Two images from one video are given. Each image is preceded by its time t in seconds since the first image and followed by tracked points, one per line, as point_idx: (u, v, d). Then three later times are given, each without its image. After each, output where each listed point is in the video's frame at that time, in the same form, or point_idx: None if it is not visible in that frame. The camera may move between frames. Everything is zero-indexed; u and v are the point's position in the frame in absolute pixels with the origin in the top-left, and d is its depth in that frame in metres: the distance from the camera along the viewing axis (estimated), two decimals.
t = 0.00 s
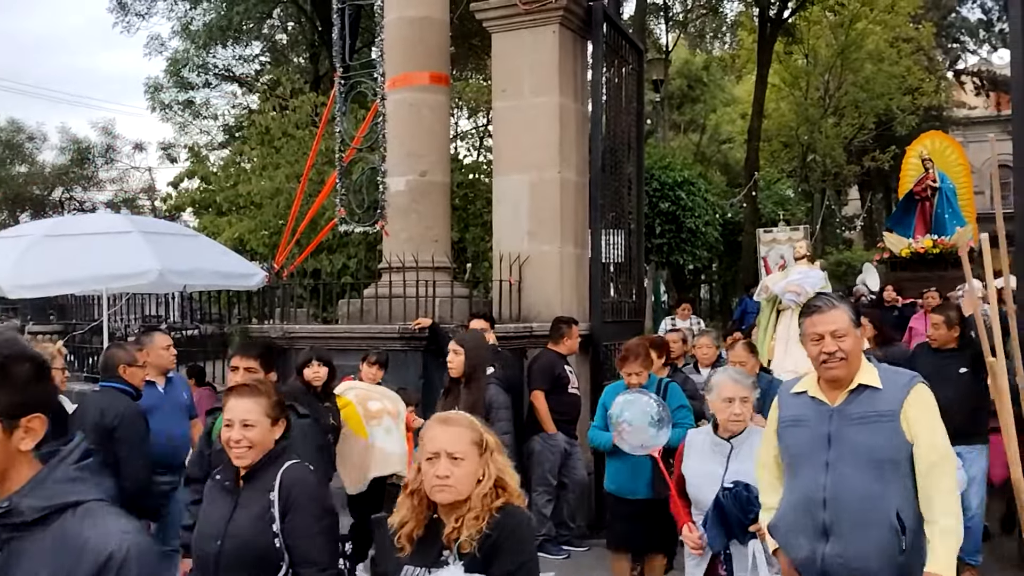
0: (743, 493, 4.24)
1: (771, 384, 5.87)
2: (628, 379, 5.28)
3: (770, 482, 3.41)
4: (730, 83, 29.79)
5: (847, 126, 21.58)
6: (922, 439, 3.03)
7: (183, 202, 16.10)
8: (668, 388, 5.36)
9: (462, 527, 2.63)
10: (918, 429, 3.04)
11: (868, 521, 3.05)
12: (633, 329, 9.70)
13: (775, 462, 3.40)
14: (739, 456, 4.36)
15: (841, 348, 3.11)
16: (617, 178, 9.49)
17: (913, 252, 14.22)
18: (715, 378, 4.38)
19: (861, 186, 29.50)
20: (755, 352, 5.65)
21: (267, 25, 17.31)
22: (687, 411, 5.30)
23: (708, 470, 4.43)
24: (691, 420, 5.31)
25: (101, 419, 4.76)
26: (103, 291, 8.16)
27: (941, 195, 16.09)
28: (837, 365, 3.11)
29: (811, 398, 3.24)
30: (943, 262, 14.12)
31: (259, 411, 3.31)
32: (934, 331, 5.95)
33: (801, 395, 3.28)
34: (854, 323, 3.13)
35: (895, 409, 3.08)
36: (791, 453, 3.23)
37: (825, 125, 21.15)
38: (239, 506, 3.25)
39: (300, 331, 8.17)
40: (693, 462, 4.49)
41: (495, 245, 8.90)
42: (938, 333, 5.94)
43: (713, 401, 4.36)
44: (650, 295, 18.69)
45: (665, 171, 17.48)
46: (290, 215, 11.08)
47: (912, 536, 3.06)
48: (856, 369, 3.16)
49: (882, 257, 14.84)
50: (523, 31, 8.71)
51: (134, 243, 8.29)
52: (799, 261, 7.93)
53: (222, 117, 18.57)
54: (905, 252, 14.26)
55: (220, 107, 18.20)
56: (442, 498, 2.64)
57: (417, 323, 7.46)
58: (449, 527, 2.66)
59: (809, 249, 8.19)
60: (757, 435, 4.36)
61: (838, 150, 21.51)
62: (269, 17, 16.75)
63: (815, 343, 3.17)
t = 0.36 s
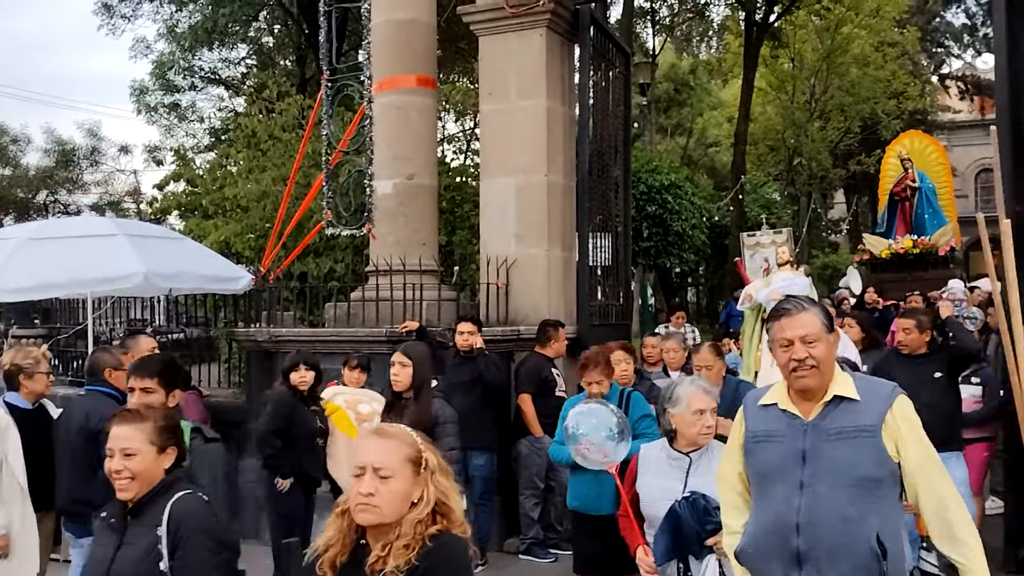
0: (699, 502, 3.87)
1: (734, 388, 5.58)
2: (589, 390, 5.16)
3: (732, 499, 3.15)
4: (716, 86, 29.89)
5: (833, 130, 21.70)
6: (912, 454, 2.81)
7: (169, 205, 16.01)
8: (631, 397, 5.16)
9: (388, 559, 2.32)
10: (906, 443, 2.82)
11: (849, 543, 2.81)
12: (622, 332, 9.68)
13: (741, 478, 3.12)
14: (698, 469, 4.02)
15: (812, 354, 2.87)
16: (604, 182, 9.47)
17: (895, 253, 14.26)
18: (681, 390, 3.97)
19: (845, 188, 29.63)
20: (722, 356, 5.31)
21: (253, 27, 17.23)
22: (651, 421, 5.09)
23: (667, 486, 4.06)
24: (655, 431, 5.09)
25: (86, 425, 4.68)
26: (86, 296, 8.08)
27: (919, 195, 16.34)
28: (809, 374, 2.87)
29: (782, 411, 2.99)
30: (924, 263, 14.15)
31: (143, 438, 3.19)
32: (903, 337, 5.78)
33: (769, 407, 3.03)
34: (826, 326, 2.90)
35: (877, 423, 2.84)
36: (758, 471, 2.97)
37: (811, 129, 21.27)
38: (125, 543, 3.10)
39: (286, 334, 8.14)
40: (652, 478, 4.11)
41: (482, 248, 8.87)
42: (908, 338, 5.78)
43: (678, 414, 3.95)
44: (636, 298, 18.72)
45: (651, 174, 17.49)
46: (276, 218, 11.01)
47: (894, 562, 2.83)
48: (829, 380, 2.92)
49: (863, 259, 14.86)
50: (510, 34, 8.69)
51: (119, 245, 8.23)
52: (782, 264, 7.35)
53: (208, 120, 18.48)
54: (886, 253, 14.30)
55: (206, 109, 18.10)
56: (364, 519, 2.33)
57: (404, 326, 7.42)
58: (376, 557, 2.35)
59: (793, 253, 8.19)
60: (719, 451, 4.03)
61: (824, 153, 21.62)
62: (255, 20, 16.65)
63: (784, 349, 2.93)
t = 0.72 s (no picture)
0: (654, 518, 3.42)
1: (718, 402, 5.15)
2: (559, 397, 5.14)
3: (728, 504, 3.15)
4: (704, 92, 29.97)
5: (820, 136, 21.83)
6: (907, 484, 2.71)
7: (156, 211, 15.93)
8: (606, 404, 5.15)
9: None
10: (900, 467, 2.73)
11: (829, 566, 2.78)
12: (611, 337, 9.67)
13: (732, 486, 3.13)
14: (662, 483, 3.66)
15: (785, 365, 2.84)
16: (593, 187, 9.47)
17: (881, 258, 14.30)
18: (649, 394, 3.74)
19: (832, 194, 29.74)
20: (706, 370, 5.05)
21: (241, 32, 17.18)
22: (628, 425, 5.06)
23: (629, 498, 3.74)
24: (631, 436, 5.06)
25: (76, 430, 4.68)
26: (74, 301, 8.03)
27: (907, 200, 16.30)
28: (778, 386, 2.87)
29: (777, 418, 2.98)
30: (910, 268, 14.16)
31: (18, 473, 2.85)
32: (888, 346, 5.81)
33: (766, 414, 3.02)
34: (800, 334, 2.83)
35: (872, 444, 2.77)
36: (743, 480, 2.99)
37: (799, 134, 21.36)
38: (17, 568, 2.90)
39: (275, 339, 8.12)
40: (612, 486, 3.81)
41: (471, 253, 8.86)
42: (893, 347, 5.81)
43: (641, 418, 3.71)
44: (625, 303, 18.72)
45: (640, 180, 17.50)
46: (264, 223, 10.97)
47: None
48: (808, 392, 2.86)
49: (847, 264, 14.91)
50: (499, 40, 8.69)
51: (106, 250, 8.18)
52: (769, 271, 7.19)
53: (196, 125, 18.42)
54: (871, 258, 14.31)
55: (194, 114, 18.03)
56: (249, 571, 2.04)
57: (392, 331, 7.40)
58: None
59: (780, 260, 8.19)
60: (685, 464, 3.67)
61: (812, 159, 21.71)
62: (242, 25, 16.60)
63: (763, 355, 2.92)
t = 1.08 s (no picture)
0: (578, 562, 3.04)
1: (693, 415, 4.51)
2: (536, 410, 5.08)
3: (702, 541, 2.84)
4: (692, 100, 30.00)
5: (807, 143, 21.88)
6: (826, 510, 2.31)
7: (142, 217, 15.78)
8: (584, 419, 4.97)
9: None
10: (825, 495, 2.33)
11: None
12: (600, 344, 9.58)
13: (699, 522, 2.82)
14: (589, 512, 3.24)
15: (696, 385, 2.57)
16: (581, 194, 9.39)
17: (865, 263, 14.25)
18: (564, 416, 3.39)
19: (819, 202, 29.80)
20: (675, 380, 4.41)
21: (229, 38, 17.08)
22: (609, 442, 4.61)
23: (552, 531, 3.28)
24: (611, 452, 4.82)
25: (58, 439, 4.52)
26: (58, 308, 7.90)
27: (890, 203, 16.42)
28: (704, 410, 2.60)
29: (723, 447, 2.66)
30: (894, 274, 14.14)
31: None
32: (886, 353, 5.58)
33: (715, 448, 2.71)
34: (716, 352, 2.55)
35: (792, 469, 2.40)
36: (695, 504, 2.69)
37: (786, 142, 21.40)
38: None
39: (260, 346, 8.00)
40: (532, 519, 3.36)
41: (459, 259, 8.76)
42: (890, 353, 5.58)
43: (558, 442, 3.34)
44: (614, 310, 18.64)
45: (628, 187, 17.47)
46: (251, 230, 10.85)
47: None
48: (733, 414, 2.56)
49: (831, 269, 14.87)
50: (487, 46, 8.61)
51: (91, 257, 8.05)
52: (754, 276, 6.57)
53: (183, 131, 18.28)
54: (855, 263, 14.26)
55: (181, 121, 17.91)
56: None
57: (379, 338, 7.30)
58: None
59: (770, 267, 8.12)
60: (608, 489, 3.27)
61: (799, 166, 21.74)
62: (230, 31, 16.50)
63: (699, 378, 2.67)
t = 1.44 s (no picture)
0: None
1: (664, 427, 4.43)
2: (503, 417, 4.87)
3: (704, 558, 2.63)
4: (682, 106, 30.02)
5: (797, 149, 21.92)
6: (741, 538, 2.08)
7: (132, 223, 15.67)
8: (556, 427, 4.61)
9: None
10: (740, 516, 2.08)
11: None
12: (591, 351, 9.53)
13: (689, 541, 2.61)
14: (531, 540, 3.03)
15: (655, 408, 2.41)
16: (572, 200, 9.34)
17: (847, 270, 14.09)
18: (508, 433, 3.16)
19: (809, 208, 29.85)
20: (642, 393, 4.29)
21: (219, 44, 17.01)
22: (574, 455, 4.48)
23: (491, 562, 3.07)
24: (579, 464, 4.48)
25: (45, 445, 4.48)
26: (47, 314, 7.81)
27: (876, 208, 16.49)
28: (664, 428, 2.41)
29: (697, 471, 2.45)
30: (880, 280, 14.13)
31: None
32: (870, 368, 5.28)
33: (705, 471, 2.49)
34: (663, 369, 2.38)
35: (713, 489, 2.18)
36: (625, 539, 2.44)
37: (775, 148, 21.50)
38: None
39: (250, 353, 7.92)
40: (469, 550, 3.12)
41: (450, 265, 8.70)
42: (875, 367, 5.29)
43: (501, 463, 3.10)
44: (605, 316, 18.59)
45: (618, 193, 17.44)
46: (241, 236, 10.76)
47: None
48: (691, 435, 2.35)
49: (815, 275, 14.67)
50: (477, 52, 8.56)
51: (80, 263, 7.97)
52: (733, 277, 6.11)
53: (172, 137, 18.20)
54: (838, 270, 14.21)
55: (171, 127, 17.83)
56: None
57: (369, 345, 7.23)
58: None
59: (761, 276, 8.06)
60: (555, 518, 3.05)
61: (789, 172, 21.82)
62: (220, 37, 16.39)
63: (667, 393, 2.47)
